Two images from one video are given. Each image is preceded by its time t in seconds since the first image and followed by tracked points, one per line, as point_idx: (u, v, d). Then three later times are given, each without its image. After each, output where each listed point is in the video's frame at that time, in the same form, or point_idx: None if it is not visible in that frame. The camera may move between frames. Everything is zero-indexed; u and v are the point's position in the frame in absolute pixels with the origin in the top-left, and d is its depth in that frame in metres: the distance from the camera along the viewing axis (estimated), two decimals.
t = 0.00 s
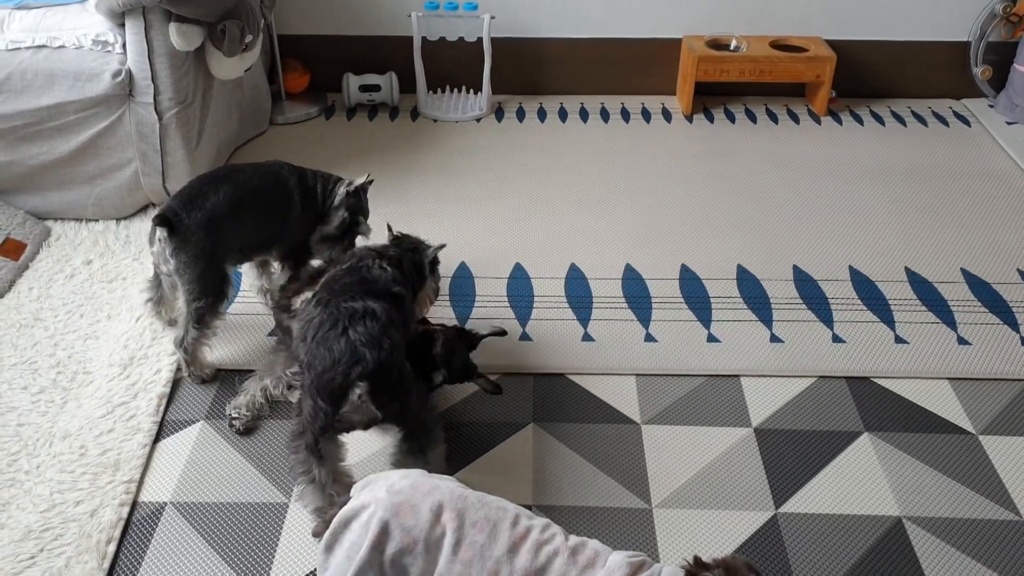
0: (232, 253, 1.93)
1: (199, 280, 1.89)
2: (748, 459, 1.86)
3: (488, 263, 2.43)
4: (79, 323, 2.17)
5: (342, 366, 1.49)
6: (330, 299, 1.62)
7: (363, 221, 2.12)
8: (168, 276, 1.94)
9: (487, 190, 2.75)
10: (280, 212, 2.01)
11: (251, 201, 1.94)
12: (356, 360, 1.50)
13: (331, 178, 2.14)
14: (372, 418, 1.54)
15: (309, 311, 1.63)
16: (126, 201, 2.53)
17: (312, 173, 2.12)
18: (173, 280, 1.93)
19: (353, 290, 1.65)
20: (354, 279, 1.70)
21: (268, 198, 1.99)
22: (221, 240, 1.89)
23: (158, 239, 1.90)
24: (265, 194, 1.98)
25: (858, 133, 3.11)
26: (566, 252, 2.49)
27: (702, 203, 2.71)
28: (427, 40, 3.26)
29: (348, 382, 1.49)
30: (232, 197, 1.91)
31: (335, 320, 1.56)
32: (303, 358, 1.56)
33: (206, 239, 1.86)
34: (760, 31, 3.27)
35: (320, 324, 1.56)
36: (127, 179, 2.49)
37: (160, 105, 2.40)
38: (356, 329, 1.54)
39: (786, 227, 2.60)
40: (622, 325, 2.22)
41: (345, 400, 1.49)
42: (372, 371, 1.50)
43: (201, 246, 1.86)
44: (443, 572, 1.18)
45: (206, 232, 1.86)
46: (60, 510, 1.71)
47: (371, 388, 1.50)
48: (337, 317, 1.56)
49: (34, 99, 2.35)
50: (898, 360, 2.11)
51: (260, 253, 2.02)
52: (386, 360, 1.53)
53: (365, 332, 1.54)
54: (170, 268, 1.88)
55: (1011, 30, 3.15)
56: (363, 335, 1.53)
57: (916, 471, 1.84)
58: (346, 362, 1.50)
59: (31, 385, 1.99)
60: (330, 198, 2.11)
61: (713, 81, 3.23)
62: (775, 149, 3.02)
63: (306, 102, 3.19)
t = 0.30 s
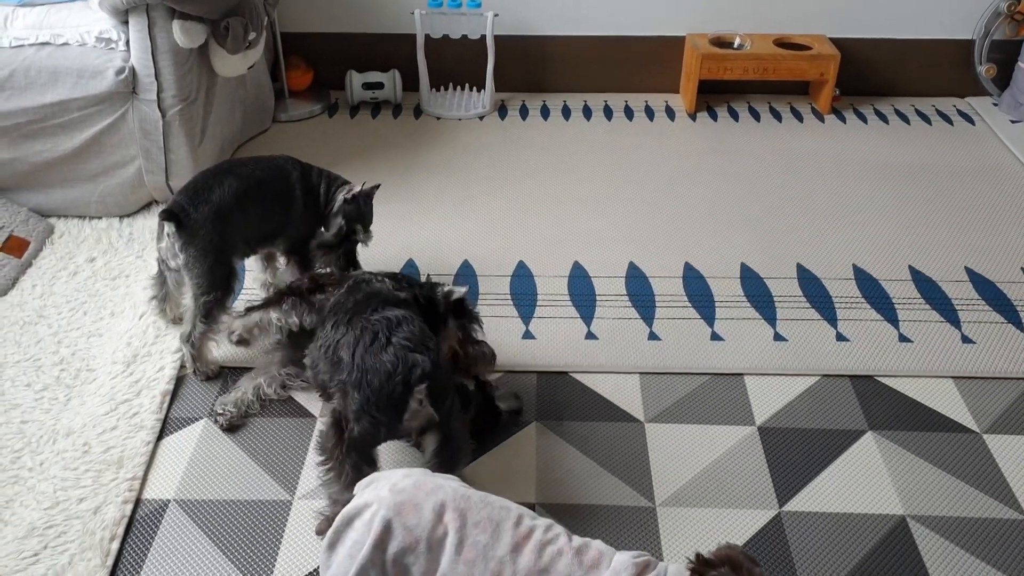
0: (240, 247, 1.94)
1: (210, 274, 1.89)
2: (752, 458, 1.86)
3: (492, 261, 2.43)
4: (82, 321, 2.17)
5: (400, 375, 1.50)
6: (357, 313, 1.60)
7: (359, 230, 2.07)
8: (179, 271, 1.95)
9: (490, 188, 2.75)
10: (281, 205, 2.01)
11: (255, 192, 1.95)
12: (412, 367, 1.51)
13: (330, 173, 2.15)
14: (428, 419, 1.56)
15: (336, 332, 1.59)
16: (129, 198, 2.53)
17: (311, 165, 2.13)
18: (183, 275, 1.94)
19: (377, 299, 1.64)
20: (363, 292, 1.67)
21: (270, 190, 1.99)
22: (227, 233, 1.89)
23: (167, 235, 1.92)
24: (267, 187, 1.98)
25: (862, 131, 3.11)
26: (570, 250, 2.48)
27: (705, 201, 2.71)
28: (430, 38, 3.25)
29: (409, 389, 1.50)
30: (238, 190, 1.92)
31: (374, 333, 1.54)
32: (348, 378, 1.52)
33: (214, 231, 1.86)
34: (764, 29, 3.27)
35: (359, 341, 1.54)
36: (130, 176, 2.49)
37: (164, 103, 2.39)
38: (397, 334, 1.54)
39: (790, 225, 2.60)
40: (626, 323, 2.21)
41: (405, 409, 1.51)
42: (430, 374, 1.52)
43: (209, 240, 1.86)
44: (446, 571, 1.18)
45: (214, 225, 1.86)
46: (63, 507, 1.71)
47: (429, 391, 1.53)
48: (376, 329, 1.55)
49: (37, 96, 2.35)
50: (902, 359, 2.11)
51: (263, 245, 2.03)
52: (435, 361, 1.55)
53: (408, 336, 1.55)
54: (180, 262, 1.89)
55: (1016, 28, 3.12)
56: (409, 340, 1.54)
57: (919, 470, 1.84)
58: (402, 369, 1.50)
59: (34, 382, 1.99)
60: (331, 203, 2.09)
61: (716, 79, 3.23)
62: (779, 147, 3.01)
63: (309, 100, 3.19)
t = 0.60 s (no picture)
0: (236, 244, 1.95)
1: (206, 269, 1.91)
2: (752, 456, 1.86)
3: (492, 259, 2.43)
4: (83, 318, 2.17)
5: (381, 364, 1.50)
6: (335, 305, 1.62)
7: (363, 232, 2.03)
8: (176, 268, 1.97)
9: (491, 186, 2.74)
10: (280, 204, 2.00)
11: (250, 190, 1.94)
12: (392, 355, 1.51)
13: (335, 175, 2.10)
14: (412, 406, 1.56)
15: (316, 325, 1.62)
16: (130, 196, 2.53)
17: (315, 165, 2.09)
18: (180, 271, 1.96)
19: (353, 289, 1.65)
20: (339, 281, 1.67)
21: (269, 188, 1.98)
22: (222, 230, 1.91)
23: (165, 231, 1.95)
24: (264, 185, 1.97)
25: (863, 129, 3.11)
26: (570, 248, 2.48)
27: (705, 199, 2.71)
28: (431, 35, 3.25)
29: (390, 377, 1.51)
30: (233, 187, 1.92)
31: (353, 324, 1.56)
32: (330, 369, 1.55)
33: (209, 228, 1.88)
34: (765, 26, 3.27)
35: (339, 333, 1.56)
36: (131, 173, 2.49)
37: (164, 100, 2.39)
38: (378, 323, 1.56)
39: (791, 223, 2.60)
40: (626, 321, 2.21)
41: (386, 397, 1.52)
42: (409, 362, 1.52)
43: (203, 237, 1.88)
44: (448, 570, 1.18)
45: (208, 221, 1.88)
46: (64, 505, 1.71)
47: (411, 378, 1.53)
48: (355, 320, 1.56)
49: (38, 94, 2.35)
50: (902, 357, 2.11)
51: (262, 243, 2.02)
52: (416, 348, 1.55)
53: (388, 325, 1.55)
54: (176, 258, 1.92)
55: (1017, 25, 3.12)
56: (387, 329, 1.54)
57: (919, 468, 1.84)
58: (382, 358, 1.51)
59: (35, 379, 1.99)
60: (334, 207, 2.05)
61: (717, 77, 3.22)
62: (780, 145, 3.01)
63: (310, 98, 3.18)
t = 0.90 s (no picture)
0: (235, 246, 1.92)
1: (204, 271, 1.88)
2: (752, 454, 1.86)
3: (493, 257, 2.42)
4: (84, 316, 2.17)
5: (359, 359, 1.47)
6: (276, 329, 1.52)
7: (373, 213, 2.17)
8: (172, 269, 1.96)
9: (491, 184, 2.74)
10: (284, 203, 2.03)
11: (250, 192, 1.96)
12: (367, 347, 1.48)
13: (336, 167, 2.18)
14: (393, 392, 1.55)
15: (263, 357, 1.52)
16: (130, 194, 2.53)
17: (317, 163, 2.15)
18: (175, 271, 1.94)
19: (282, 303, 1.55)
20: (268, 306, 1.55)
21: (271, 188, 2.01)
22: (217, 231, 1.89)
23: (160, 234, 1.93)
24: (265, 186, 2.00)
25: (864, 127, 3.10)
26: (571, 246, 2.48)
27: (706, 197, 2.71)
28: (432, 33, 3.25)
29: (368, 370, 1.48)
30: (231, 190, 1.93)
31: (314, 335, 1.49)
32: (303, 387, 1.48)
33: (206, 229, 1.87)
34: (766, 24, 3.26)
35: (299, 347, 1.49)
36: (131, 171, 2.49)
37: (164, 98, 2.39)
38: (335, 326, 1.50)
39: (792, 221, 2.59)
40: (626, 319, 2.21)
41: (370, 390, 1.50)
42: (382, 348, 1.50)
43: (199, 239, 1.87)
44: (451, 569, 1.18)
45: (204, 223, 1.87)
46: (64, 503, 1.71)
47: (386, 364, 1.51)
48: (312, 331, 1.50)
49: (39, 92, 2.35)
50: (903, 356, 2.11)
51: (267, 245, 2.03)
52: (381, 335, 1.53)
53: (346, 322, 1.52)
54: (171, 261, 1.90)
55: (1018, 24, 3.12)
56: (347, 326, 1.51)
57: (919, 466, 1.84)
58: (358, 355, 1.47)
59: (35, 377, 1.99)
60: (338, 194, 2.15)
61: (718, 75, 3.22)
62: (781, 143, 3.01)
63: (310, 96, 3.18)
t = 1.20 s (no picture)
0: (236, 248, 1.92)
1: (204, 271, 1.88)
2: (753, 453, 1.86)
3: (493, 255, 2.43)
4: (85, 314, 2.17)
5: (303, 355, 1.50)
6: (257, 302, 1.60)
7: (370, 219, 2.02)
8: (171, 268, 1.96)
9: (492, 182, 2.74)
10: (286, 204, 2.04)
11: (251, 194, 1.96)
12: (315, 345, 1.50)
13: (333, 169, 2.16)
14: (343, 394, 1.55)
15: (241, 324, 1.61)
16: (131, 192, 2.53)
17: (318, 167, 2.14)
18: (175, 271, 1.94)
19: (272, 281, 1.63)
20: (255, 280, 1.64)
21: (273, 189, 2.02)
22: (217, 231, 1.89)
23: (160, 234, 1.94)
24: (268, 188, 2.01)
25: (865, 126, 3.10)
26: (572, 245, 2.48)
27: (707, 196, 2.70)
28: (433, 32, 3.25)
29: (313, 367, 1.50)
30: (231, 192, 1.93)
31: (273, 322, 1.55)
32: (255, 368, 1.55)
33: (206, 230, 1.88)
34: (767, 23, 3.26)
35: (260, 331, 1.55)
36: (132, 170, 2.49)
37: (165, 97, 2.39)
38: (296, 319, 1.54)
39: (792, 220, 2.59)
40: (627, 318, 2.21)
41: (312, 387, 1.51)
42: (333, 349, 1.51)
43: (199, 239, 1.87)
44: (453, 569, 1.18)
45: (204, 224, 1.88)
46: (65, 501, 1.71)
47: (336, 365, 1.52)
48: (274, 318, 1.55)
49: (40, 90, 2.35)
50: (903, 354, 2.11)
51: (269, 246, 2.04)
52: (340, 336, 1.54)
53: (308, 317, 1.55)
54: (171, 260, 1.90)
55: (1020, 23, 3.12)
56: (307, 321, 1.54)
57: (920, 465, 1.84)
58: (303, 350, 1.50)
59: (37, 375, 1.99)
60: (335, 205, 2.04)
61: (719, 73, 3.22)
62: (782, 142, 3.01)
63: (311, 94, 3.18)
